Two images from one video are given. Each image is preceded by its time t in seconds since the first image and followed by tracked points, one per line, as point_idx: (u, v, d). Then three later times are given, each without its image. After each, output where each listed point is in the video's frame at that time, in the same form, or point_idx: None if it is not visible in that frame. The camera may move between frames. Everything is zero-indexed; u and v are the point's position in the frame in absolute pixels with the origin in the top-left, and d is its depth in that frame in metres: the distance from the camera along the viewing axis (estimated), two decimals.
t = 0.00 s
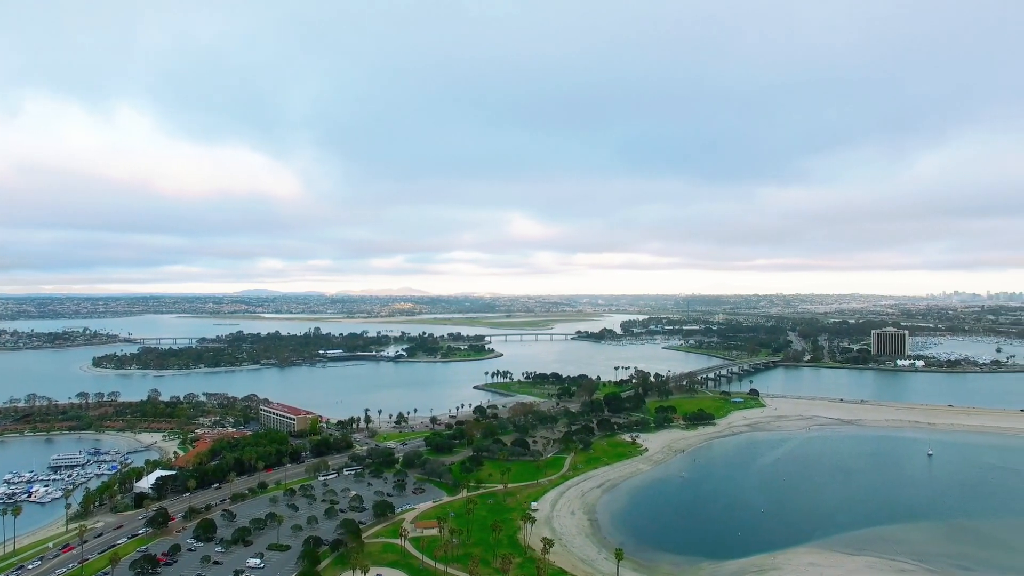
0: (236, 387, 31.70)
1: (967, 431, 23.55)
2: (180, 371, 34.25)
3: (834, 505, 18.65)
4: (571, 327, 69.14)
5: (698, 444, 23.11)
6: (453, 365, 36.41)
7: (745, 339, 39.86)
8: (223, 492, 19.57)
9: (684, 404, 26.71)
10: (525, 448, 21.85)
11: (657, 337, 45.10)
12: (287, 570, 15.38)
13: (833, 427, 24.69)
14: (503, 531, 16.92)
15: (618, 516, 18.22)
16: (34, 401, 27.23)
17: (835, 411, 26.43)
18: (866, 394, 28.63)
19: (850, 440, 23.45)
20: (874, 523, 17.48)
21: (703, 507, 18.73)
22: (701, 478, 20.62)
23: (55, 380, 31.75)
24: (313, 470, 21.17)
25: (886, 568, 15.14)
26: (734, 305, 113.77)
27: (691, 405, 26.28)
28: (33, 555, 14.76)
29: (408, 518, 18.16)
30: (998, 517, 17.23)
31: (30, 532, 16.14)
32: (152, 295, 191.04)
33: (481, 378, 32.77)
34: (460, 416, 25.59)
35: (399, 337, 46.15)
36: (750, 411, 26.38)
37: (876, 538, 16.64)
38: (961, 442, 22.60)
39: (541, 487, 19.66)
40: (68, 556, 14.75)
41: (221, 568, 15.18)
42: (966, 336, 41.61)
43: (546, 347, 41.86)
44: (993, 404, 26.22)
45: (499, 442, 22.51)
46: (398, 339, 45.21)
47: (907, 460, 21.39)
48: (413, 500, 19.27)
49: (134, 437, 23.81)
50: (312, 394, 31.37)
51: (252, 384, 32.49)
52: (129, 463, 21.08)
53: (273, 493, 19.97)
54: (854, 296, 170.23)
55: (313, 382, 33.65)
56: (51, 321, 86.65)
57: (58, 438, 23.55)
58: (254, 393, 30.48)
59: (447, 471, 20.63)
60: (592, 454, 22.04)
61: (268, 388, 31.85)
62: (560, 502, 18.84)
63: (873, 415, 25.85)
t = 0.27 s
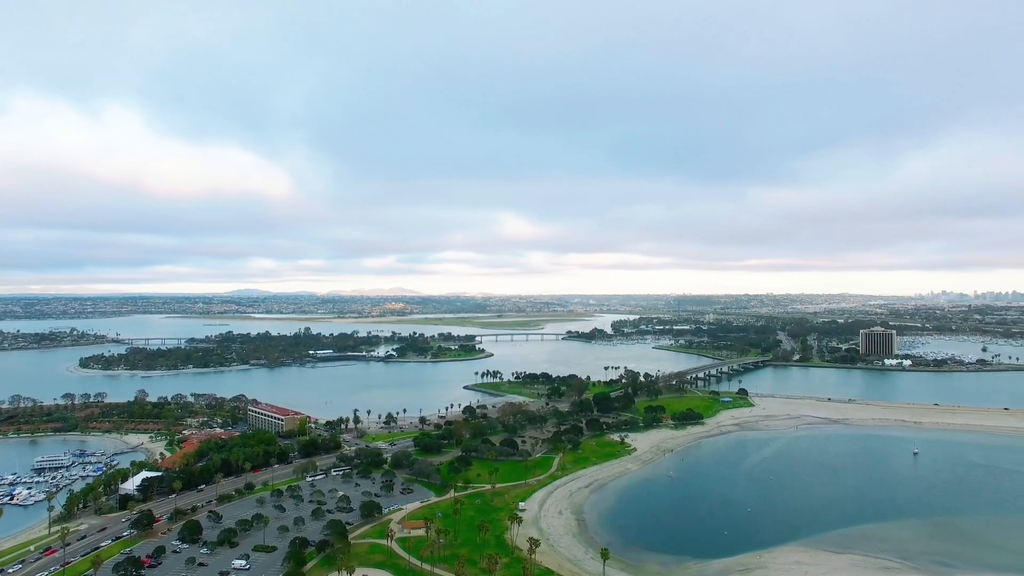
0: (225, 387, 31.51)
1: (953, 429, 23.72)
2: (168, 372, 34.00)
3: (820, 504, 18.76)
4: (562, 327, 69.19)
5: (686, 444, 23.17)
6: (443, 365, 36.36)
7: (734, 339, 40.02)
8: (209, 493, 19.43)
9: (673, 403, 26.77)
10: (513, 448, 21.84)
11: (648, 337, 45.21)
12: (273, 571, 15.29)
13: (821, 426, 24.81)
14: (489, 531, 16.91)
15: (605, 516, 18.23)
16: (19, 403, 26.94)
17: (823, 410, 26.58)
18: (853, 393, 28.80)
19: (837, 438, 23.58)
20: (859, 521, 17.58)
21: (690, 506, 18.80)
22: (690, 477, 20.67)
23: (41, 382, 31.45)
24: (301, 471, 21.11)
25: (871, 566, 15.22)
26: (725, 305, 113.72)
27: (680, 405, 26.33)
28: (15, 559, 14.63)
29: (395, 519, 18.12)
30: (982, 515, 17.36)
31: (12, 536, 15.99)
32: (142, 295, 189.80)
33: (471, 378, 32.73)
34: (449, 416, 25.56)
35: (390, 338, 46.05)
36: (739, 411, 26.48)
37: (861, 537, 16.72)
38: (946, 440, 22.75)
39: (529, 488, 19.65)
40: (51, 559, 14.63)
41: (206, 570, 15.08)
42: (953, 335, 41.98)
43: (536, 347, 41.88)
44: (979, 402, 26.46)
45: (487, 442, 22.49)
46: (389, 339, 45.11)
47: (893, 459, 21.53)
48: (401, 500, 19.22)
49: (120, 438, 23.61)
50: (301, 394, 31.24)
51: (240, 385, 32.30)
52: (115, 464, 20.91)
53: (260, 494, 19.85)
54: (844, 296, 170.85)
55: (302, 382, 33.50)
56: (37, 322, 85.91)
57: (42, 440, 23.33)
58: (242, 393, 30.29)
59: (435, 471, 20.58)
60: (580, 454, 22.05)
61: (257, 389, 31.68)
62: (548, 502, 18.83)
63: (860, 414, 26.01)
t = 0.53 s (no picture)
0: (215, 388, 31.34)
1: (940, 428, 23.89)
2: (158, 372, 33.79)
3: (808, 503, 18.84)
4: (554, 327, 69.25)
5: (676, 443, 23.22)
6: (435, 365, 36.32)
7: (726, 338, 40.18)
8: (197, 493, 19.29)
9: (663, 403, 26.83)
10: (503, 449, 21.83)
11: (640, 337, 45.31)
12: (260, 572, 15.19)
13: (810, 425, 24.92)
14: (478, 531, 16.88)
15: (594, 516, 18.23)
16: (6, 404, 26.70)
17: (812, 410, 26.71)
18: (843, 393, 28.96)
19: (826, 438, 23.70)
20: (847, 520, 17.67)
21: (679, 506, 18.83)
22: (679, 477, 20.72)
23: (29, 383, 31.18)
24: (290, 471, 21.04)
25: (857, 565, 15.30)
26: (717, 305, 113.73)
27: (670, 405, 26.39)
28: None
29: (384, 519, 18.08)
30: (968, 513, 17.48)
31: None
32: (134, 296, 188.66)
33: (462, 378, 32.70)
34: (440, 416, 25.53)
35: (382, 338, 45.95)
36: (729, 410, 26.57)
37: (848, 536, 16.80)
38: (934, 439, 22.90)
39: (519, 488, 19.65)
40: (34, 562, 14.49)
41: (193, 572, 14.96)
42: (942, 335, 42.32)
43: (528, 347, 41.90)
44: (966, 401, 26.66)
45: (478, 442, 22.48)
46: (380, 339, 45.03)
47: (881, 458, 21.65)
48: (391, 500, 19.18)
49: (108, 439, 23.43)
50: (292, 394, 31.12)
51: (231, 385, 32.12)
52: (102, 466, 20.74)
53: (249, 495, 19.74)
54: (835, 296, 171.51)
55: (293, 382, 33.38)
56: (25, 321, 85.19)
57: (29, 441, 23.11)
58: (232, 394, 30.11)
59: (425, 471, 20.54)
60: (570, 453, 22.06)
61: (247, 389, 31.52)
62: (537, 502, 18.83)
63: (849, 414, 26.16)
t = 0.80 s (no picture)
0: (203, 388, 31.17)
1: (927, 427, 24.06)
2: (146, 372, 33.57)
3: (796, 502, 18.93)
4: (545, 327, 69.22)
5: (665, 443, 23.28)
6: (425, 365, 36.27)
7: (716, 338, 40.34)
8: (184, 494, 19.10)
9: (653, 403, 26.90)
10: (492, 448, 21.82)
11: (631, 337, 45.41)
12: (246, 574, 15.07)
13: (798, 425, 25.05)
14: (466, 531, 16.86)
15: (583, 515, 18.25)
16: None
17: (800, 409, 26.84)
18: (831, 392, 29.14)
19: (814, 437, 23.81)
20: (833, 518, 17.77)
21: (668, 505, 18.87)
22: (668, 476, 20.77)
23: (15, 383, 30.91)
24: (279, 472, 20.95)
25: (842, 563, 15.39)
26: (708, 305, 113.60)
27: (660, 404, 26.45)
28: None
29: (372, 520, 18.02)
30: (953, 511, 17.62)
31: None
32: (124, 295, 187.49)
33: (452, 378, 32.67)
34: (429, 416, 25.50)
35: (373, 338, 45.85)
36: (718, 410, 26.66)
37: (834, 534, 16.90)
38: (920, 438, 23.05)
39: (507, 488, 19.64)
40: (16, 565, 14.35)
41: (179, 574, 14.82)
42: (930, 334, 42.64)
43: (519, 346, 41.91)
44: (952, 400, 26.88)
45: (467, 442, 22.46)
46: (371, 339, 44.93)
47: (868, 457, 21.79)
48: (379, 500, 19.15)
49: (95, 440, 23.25)
50: (281, 395, 30.98)
51: (220, 385, 31.94)
52: (88, 467, 20.55)
53: (236, 496, 19.57)
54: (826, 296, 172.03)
55: (283, 382, 33.24)
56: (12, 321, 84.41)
57: (14, 443, 22.90)
58: (221, 394, 29.92)
59: (413, 471, 20.49)
60: (559, 453, 22.07)
61: (236, 389, 31.35)
62: (526, 502, 18.83)
63: (837, 413, 26.31)
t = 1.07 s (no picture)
0: (189, 389, 30.90)
1: (910, 425, 24.29)
2: (131, 373, 33.24)
3: (780, 500, 19.04)
4: (534, 326, 69.03)
5: (652, 442, 23.35)
6: (413, 365, 36.17)
7: (704, 337, 40.50)
8: (167, 495, 18.85)
9: (640, 402, 26.97)
10: (479, 448, 21.79)
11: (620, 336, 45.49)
12: None
13: (784, 424, 25.19)
14: (451, 531, 16.82)
15: (568, 515, 18.26)
16: None
17: (786, 408, 27.00)
18: (817, 391, 29.34)
19: (799, 436, 23.95)
20: (817, 516, 17.90)
21: (653, 504, 18.93)
22: (653, 475, 20.83)
23: None
24: (264, 472, 20.79)
25: (825, 561, 15.50)
26: (696, 305, 113.45)
27: (647, 403, 26.51)
28: None
29: (357, 520, 17.94)
30: (935, 509, 17.79)
31: None
32: (110, 295, 185.66)
33: (440, 378, 32.60)
34: (416, 416, 25.44)
35: (361, 338, 45.65)
36: (705, 409, 26.77)
37: (818, 532, 17.02)
38: (903, 436, 23.25)
39: (493, 488, 19.62)
40: None
41: None
42: (915, 334, 43.02)
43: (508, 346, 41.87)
44: (936, 399, 27.13)
45: (453, 442, 22.42)
46: (359, 339, 44.74)
47: (852, 455, 21.95)
48: (364, 501, 19.08)
49: (77, 442, 22.99)
50: (268, 395, 30.78)
51: (206, 386, 31.66)
52: (69, 469, 20.30)
53: (220, 497, 19.31)
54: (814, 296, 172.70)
55: (269, 383, 33.03)
56: None
57: None
58: (206, 395, 29.65)
59: (399, 471, 20.41)
60: (546, 453, 22.07)
61: (222, 390, 31.11)
62: (511, 502, 18.82)
63: (822, 412, 26.49)
